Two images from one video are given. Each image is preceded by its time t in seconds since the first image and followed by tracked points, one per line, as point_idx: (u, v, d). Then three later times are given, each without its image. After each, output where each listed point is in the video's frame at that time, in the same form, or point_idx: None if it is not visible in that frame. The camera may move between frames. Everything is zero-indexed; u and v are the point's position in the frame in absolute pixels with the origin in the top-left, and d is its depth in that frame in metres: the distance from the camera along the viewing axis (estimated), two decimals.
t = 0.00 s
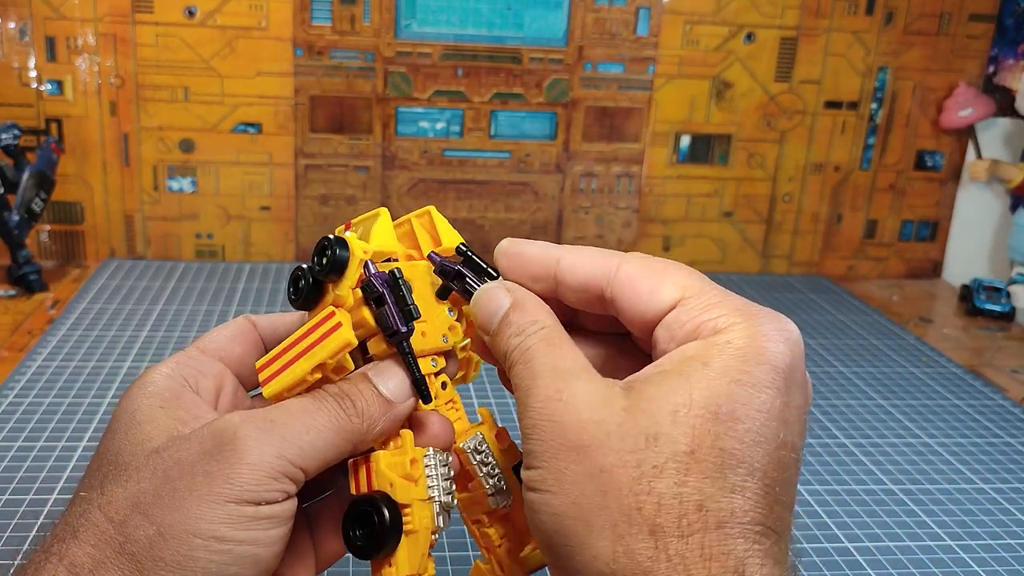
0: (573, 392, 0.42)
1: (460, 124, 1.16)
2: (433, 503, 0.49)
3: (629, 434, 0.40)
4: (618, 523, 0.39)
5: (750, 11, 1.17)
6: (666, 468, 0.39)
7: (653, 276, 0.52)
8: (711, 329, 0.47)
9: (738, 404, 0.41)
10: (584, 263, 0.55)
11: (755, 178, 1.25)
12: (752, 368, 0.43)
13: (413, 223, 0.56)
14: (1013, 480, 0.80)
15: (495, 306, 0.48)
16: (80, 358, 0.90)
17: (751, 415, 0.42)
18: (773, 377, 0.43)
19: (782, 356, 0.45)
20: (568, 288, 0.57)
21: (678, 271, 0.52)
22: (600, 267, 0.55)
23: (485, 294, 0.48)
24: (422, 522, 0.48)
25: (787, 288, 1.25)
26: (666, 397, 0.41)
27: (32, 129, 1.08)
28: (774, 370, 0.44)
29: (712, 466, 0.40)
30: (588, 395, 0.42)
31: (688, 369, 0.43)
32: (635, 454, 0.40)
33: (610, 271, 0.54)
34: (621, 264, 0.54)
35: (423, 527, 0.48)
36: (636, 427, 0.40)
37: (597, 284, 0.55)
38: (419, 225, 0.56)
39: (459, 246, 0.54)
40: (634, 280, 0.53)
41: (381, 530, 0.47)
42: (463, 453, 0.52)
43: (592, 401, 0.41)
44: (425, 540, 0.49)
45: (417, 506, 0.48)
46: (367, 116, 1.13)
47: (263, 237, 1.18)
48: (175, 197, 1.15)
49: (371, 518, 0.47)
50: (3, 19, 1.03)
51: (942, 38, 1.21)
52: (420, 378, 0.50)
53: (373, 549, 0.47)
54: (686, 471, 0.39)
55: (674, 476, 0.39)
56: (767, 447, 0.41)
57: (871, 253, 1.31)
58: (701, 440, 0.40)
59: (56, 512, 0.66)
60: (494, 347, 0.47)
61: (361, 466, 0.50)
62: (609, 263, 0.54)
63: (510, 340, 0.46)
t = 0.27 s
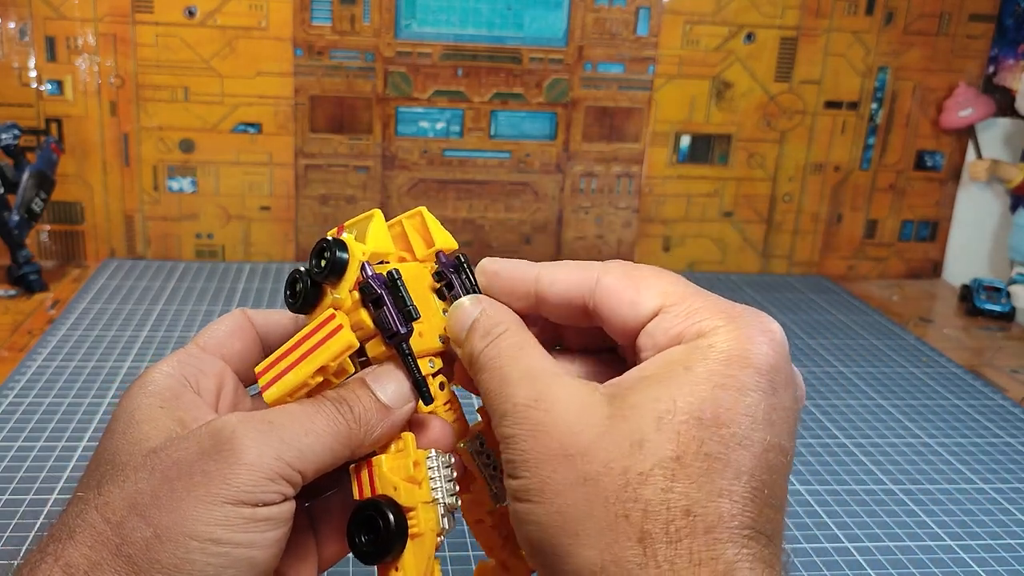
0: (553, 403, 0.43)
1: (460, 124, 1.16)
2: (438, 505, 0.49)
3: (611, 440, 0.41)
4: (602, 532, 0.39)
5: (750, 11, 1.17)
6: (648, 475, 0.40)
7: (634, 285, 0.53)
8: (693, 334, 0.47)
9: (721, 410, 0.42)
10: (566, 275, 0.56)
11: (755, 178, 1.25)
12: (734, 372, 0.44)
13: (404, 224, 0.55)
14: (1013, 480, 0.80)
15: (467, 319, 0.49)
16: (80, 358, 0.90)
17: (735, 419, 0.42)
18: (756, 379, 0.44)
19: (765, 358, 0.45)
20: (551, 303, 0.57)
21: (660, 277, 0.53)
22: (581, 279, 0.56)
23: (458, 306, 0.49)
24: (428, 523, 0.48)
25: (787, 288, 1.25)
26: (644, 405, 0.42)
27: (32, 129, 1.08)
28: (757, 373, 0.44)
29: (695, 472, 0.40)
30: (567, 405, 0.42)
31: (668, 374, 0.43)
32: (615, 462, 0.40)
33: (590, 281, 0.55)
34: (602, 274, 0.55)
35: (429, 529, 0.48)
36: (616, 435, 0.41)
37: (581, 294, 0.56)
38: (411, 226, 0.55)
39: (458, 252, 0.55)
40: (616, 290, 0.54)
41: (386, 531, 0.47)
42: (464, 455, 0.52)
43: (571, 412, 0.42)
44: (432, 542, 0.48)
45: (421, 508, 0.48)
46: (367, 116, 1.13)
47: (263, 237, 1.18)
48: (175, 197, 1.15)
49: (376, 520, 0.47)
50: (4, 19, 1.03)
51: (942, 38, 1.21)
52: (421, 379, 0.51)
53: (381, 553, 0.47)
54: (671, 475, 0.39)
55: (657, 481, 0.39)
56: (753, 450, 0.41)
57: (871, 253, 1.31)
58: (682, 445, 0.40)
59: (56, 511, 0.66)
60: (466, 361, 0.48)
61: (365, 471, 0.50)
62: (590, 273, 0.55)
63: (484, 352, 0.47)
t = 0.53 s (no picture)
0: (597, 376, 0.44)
1: (460, 124, 1.16)
2: (437, 521, 0.49)
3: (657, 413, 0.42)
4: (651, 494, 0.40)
5: (750, 11, 1.17)
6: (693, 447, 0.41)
7: (661, 289, 0.55)
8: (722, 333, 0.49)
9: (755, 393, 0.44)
10: (588, 280, 0.59)
11: (755, 178, 1.25)
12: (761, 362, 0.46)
13: (415, 232, 0.55)
14: (1013, 480, 0.80)
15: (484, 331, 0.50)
16: (80, 358, 0.90)
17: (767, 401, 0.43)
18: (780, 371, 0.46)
19: (787, 353, 0.47)
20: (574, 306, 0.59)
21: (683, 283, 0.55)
22: (606, 284, 0.58)
23: (474, 322, 0.51)
24: (427, 540, 0.48)
25: (787, 288, 1.25)
26: (687, 385, 0.43)
27: (31, 129, 1.08)
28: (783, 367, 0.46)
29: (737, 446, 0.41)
30: (613, 376, 0.43)
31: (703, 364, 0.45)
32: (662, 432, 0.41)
33: (614, 286, 0.57)
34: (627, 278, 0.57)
35: (427, 545, 0.48)
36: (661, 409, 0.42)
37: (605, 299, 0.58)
38: (422, 236, 0.55)
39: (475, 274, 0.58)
40: (641, 293, 0.56)
41: (385, 546, 0.47)
42: (467, 468, 0.52)
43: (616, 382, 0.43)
44: (428, 558, 0.49)
45: (421, 523, 0.49)
46: (368, 116, 1.13)
47: (263, 237, 1.18)
48: (175, 197, 1.15)
49: (375, 534, 0.47)
50: (3, 19, 1.03)
51: (941, 38, 1.21)
52: (436, 392, 0.51)
53: (378, 567, 0.47)
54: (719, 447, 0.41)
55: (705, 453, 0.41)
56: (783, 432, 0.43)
57: (871, 253, 1.31)
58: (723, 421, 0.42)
59: (56, 511, 0.66)
60: (489, 362, 0.49)
61: (366, 481, 0.50)
62: (615, 279, 0.58)
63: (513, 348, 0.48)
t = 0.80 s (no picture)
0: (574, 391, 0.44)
1: (460, 124, 1.16)
2: (434, 527, 0.49)
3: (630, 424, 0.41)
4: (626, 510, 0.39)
5: (750, 11, 1.17)
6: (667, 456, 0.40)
7: (635, 296, 0.55)
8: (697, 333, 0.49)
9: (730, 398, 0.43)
10: (563, 296, 0.57)
11: (755, 178, 1.25)
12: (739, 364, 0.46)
13: (410, 239, 0.55)
14: (1013, 480, 0.80)
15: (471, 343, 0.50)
16: (79, 358, 0.90)
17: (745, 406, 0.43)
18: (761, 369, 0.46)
19: (764, 352, 0.47)
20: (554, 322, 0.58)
21: (656, 286, 0.55)
22: (582, 298, 0.57)
23: (461, 333, 0.50)
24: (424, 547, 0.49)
25: (787, 289, 1.25)
26: (663, 393, 0.43)
27: (32, 129, 1.08)
28: (761, 364, 0.46)
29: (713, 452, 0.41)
30: (589, 392, 0.43)
31: (677, 368, 0.45)
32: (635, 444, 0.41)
33: (592, 298, 0.57)
34: (601, 288, 0.56)
35: (424, 551, 0.49)
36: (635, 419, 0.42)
37: (583, 310, 0.57)
38: (417, 241, 0.55)
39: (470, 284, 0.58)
40: (618, 303, 0.55)
41: (386, 553, 0.47)
42: (460, 474, 0.52)
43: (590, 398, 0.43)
44: (426, 563, 0.49)
45: (419, 531, 0.49)
46: (367, 116, 1.13)
47: (263, 237, 1.18)
48: (175, 197, 1.15)
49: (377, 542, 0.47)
50: (4, 19, 1.03)
51: (941, 38, 1.21)
52: (436, 401, 0.52)
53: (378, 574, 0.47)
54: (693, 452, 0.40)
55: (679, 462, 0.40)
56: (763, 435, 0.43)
57: (871, 253, 1.31)
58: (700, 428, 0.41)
59: (56, 512, 0.66)
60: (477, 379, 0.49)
61: (365, 487, 0.50)
62: (589, 290, 0.57)
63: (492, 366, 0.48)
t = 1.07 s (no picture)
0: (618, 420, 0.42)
1: (460, 124, 1.16)
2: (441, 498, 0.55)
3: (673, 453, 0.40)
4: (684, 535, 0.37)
5: (750, 11, 1.17)
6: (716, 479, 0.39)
7: (673, 330, 0.49)
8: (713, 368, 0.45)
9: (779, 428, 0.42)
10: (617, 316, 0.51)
11: (755, 178, 1.25)
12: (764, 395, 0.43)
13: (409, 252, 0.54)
14: (1013, 480, 0.80)
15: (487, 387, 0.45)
16: (79, 358, 0.90)
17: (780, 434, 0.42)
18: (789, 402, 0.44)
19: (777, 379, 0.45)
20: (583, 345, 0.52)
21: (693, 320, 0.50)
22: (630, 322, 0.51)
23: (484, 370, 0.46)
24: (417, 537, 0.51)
25: (787, 289, 1.25)
26: (703, 426, 0.41)
27: (32, 129, 1.08)
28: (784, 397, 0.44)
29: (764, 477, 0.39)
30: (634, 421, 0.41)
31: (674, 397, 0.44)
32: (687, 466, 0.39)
33: (596, 322, 0.51)
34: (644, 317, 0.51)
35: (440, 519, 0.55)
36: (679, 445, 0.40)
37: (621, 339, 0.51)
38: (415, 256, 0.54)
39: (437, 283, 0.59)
40: (660, 336, 0.50)
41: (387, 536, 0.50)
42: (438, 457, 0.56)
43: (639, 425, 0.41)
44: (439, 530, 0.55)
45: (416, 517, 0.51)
46: (368, 116, 1.13)
47: (263, 237, 1.18)
48: (175, 197, 1.15)
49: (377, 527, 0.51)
50: (4, 19, 1.03)
51: (942, 38, 1.21)
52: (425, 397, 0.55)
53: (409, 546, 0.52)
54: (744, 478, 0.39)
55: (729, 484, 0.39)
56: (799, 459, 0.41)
57: (871, 253, 1.31)
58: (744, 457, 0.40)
59: (56, 511, 0.66)
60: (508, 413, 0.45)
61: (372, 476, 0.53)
62: (633, 318, 0.51)
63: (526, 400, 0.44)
